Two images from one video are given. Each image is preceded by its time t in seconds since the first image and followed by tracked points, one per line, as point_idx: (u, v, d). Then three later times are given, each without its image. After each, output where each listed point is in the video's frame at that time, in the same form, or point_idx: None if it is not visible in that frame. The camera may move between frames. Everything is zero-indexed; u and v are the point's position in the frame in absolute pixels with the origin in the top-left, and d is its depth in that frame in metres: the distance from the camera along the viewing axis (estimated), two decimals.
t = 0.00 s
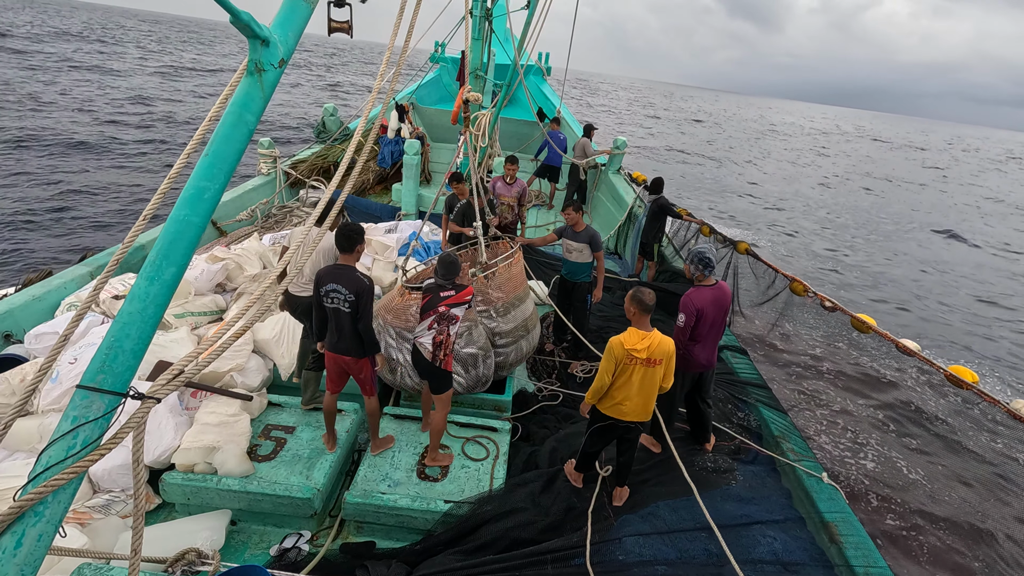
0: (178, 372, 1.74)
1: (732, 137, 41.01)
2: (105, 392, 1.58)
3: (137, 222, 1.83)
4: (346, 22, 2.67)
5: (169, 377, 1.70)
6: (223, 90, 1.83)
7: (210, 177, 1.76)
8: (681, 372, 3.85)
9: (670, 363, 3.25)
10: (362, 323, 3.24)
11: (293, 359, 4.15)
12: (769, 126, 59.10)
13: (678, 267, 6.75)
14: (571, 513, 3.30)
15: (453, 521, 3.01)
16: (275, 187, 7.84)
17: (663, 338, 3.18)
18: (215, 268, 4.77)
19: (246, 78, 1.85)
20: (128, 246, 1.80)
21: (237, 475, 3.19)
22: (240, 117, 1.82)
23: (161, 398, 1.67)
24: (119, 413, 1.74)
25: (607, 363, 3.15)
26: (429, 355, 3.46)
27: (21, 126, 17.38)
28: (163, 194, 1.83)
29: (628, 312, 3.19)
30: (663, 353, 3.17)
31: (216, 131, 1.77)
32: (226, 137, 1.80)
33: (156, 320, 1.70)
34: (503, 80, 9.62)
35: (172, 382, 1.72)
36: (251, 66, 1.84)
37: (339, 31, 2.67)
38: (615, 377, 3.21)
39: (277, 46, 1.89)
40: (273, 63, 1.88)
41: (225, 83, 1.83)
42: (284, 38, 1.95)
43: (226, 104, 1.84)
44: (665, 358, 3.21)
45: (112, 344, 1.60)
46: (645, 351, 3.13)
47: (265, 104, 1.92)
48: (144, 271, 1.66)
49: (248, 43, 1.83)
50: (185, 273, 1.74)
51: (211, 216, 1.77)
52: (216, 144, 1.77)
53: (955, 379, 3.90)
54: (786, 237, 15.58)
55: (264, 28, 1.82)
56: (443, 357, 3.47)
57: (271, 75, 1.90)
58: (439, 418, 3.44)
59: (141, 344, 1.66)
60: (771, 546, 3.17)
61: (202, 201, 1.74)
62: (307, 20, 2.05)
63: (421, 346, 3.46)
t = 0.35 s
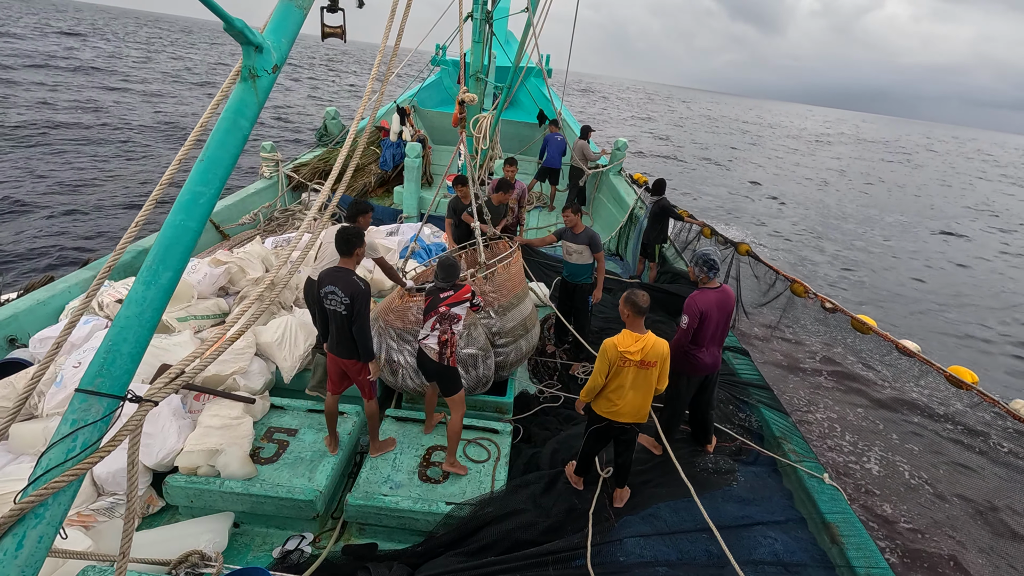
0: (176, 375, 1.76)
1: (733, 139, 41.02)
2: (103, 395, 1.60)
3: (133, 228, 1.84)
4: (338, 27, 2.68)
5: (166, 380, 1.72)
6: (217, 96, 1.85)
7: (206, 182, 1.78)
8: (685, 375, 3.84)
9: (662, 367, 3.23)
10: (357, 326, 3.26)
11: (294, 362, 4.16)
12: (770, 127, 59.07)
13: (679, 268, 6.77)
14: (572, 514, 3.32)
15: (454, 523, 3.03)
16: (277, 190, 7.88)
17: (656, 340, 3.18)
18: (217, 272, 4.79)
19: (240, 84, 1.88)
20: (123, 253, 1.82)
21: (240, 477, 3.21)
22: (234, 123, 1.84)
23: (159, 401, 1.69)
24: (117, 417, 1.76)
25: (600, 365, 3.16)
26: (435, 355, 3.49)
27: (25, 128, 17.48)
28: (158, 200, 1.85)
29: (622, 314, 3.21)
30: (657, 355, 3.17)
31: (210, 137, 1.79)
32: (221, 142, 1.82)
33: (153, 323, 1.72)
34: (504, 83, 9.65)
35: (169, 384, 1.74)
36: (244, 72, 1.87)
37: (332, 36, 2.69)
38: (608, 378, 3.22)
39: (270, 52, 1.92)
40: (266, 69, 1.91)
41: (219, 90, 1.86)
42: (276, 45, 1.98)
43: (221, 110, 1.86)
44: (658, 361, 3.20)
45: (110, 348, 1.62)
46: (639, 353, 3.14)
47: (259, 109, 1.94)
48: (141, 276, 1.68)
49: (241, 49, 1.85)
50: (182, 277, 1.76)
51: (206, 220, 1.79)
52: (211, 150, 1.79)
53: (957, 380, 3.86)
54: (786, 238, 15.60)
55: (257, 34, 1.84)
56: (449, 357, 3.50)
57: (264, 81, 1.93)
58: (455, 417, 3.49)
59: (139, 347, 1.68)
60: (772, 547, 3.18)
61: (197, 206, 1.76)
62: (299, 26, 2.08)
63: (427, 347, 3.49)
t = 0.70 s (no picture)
0: (175, 376, 1.78)
1: (736, 140, 40.96)
2: (104, 396, 1.62)
3: (133, 231, 1.87)
4: (330, 29, 2.69)
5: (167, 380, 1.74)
6: (214, 99, 1.87)
7: (204, 185, 1.80)
8: (689, 377, 3.85)
9: (659, 367, 3.26)
10: (361, 326, 3.27)
11: (297, 362, 4.18)
12: (774, 127, 58.94)
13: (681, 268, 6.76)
14: (573, 514, 3.33)
15: (456, 522, 3.05)
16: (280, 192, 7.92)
17: (652, 341, 3.20)
18: (221, 274, 4.82)
19: (236, 88, 1.90)
20: (123, 256, 1.85)
21: (244, 477, 3.23)
22: (231, 126, 1.86)
23: (159, 401, 1.71)
24: (119, 417, 1.78)
25: (597, 369, 3.18)
26: (440, 357, 3.50)
27: (30, 129, 17.56)
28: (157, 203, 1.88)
29: (618, 316, 3.22)
30: (655, 356, 3.20)
31: (208, 140, 1.82)
32: (218, 145, 1.84)
33: (153, 324, 1.74)
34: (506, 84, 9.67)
35: (169, 384, 1.77)
36: (241, 76, 1.89)
37: (322, 38, 2.70)
38: (606, 380, 3.24)
39: (266, 56, 1.94)
40: (262, 72, 1.93)
41: (216, 94, 1.88)
42: (273, 48, 2.00)
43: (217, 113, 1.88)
44: (655, 362, 3.23)
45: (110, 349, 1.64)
46: (635, 355, 3.16)
47: (256, 112, 1.96)
48: (140, 277, 1.70)
49: (237, 54, 1.88)
50: (181, 278, 1.78)
51: (205, 223, 1.81)
52: (209, 153, 1.81)
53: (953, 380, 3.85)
54: (789, 240, 15.59)
55: (253, 38, 1.87)
56: (455, 357, 3.52)
57: (261, 84, 1.95)
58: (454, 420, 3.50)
59: (140, 348, 1.70)
60: (772, 547, 3.18)
61: (196, 209, 1.79)
62: (295, 30, 2.10)
63: (432, 349, 3.49)
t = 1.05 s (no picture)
0: (179, 373, 1.78)
1: (738, 140, 40.90)
2: (110, 393, 1.62)
3: (139, 229, 1.87)
4: (338, 29, 2.68)
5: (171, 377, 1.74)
6: (221, 98, 1.88)
7: (209, 183, 1.80)
8: (693, 376, 3.85)
9: (662, 364, 3.27)
10: (361, 325, 3.29)
11: (298, 361, 4.18)
12: (776, 128, 58.84)
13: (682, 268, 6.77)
14: (573, 513, 3.34)
15: (456, 520, 3.05)
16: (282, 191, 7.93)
17: (652, 340, 3.21)
18: (222, 273, 4.83)
19: (243, 87, 1.91)
20: (129, 254, 1.86)
21: (244, 475, 3.24)
22: (237, 125, 1.87)
23: (162, 399, 1.71)
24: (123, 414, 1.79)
25: (599, 371, 3.18)
26: (445, 351, 3.52)
27: (32, 129, 17.60)
28: (163, 201, 1.88)
29: (616, 317, 3.22)
30: (656, 355, 3.21)
31: (214, 139, 1.82)
32: (224, 144, 1.84)
33: (158, 322, 1.74)
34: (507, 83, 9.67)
35: (173, 381, 1.77)
36: (247, 76, 1.90)
37: (331, 39, 2.69)
38: (609, 382, 3.23)
39: (272, 55, 1.95)
40: (268, 72, 1.94)
41: (223, 93, 1.89)
42: (279, 48, 2.01)
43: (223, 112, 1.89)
44: (656, 360, 3.24)
45: (116, 347, 1.64)
46: (637, 355, 3.17)
47: (261, 112, 1.97)
48: (146, 276, 1.70)
49: (244, 53, 1.89)
50: (186, 277, 1.78)
51: (210, 221, 1.82)
52: (215, 152, 1.81)
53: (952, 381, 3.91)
54: (791, 240, 15.56)
55: (260, 38, 1.88)
56: (460, 352, 3.53)
57: (267, 84, 1.96)
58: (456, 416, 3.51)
59: (145, 346, 1.70)
60: (772, 546, 3.19)
61: (202, 207, 1.79)
62: (301, 29, 2.11)
63: (436, 344, 3.50)
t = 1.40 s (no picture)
0: (183, 371, 1.78)
1: (739, 139, 40.79)
2: (113, 391, 1.62)
3: (145, 225, 1.87)
4: (349, 28, 2.68)
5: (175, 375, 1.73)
6: (227, 96, 1.88)
7: (215, 182, 1.81)
8: (694, 376, 3.85)
9: (663, 365, 3.26)
10: (357, 321, 3.28)
11: (298, 358, 4.19)
12: (779, 127, 58.60)
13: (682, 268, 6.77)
14: (571, 512, 3.35)
15: (454, 519, 3.06)
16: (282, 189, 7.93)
17: (654, 341, 3.21)
18: (222, 270, 4.84)
19: (250, 85, 1.90)
20: (136, 249, 1.86)
21: (243, 472, 3.25)
22: (244, 124, 1.86)
23: (166, 397, 1.71)
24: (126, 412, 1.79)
25: (602, 373, 3.17)
26: (448, 350, 3.51)
27: (32, 126, 17.59)
28: (169, 199, 1.88)
29: (617, 319, 3.22)
30: (658, 355, 3.21)
31: (220, 137, 1.82)
32: (231, 142, 1.84)
33: (162, 320, 1.74)
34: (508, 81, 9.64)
35: (177, 380, 1.77)
36: (254, 74, 1.89)
37: (342, 38, 2.69)
38: (613, 384, 3.22)
39: (280, 54, 1.95)
40: (275, 70, 1.93)
41: (230, 90, 1.88)
42: (286, 46, 2.00)
43: (230, 111, 1.89)
44: (658, 362, 3.25)
45: (119, 344, 1.64)
46: (640, 357, 3.16)
47: (268, 110, 1.96)
48: (151, 273, 1.70)
49: (251, 51, 1.88)
50: (190, 275, 1.78)
51: (215, 220, 1.82)
52: (221, 150, 1.81)
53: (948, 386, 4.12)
54: (792, 239, 15.52)
55: (267, 36, 1.87)
56: (463, 351, 3.53)
57: (274, 82, 1.95)
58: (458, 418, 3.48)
59: (148, 344, 1.70)
60: (769, 546, 3.19)
61: (206, 206, 1.79)
62: (309, 28, 2.10)
63: (439, 342, 3.50)
